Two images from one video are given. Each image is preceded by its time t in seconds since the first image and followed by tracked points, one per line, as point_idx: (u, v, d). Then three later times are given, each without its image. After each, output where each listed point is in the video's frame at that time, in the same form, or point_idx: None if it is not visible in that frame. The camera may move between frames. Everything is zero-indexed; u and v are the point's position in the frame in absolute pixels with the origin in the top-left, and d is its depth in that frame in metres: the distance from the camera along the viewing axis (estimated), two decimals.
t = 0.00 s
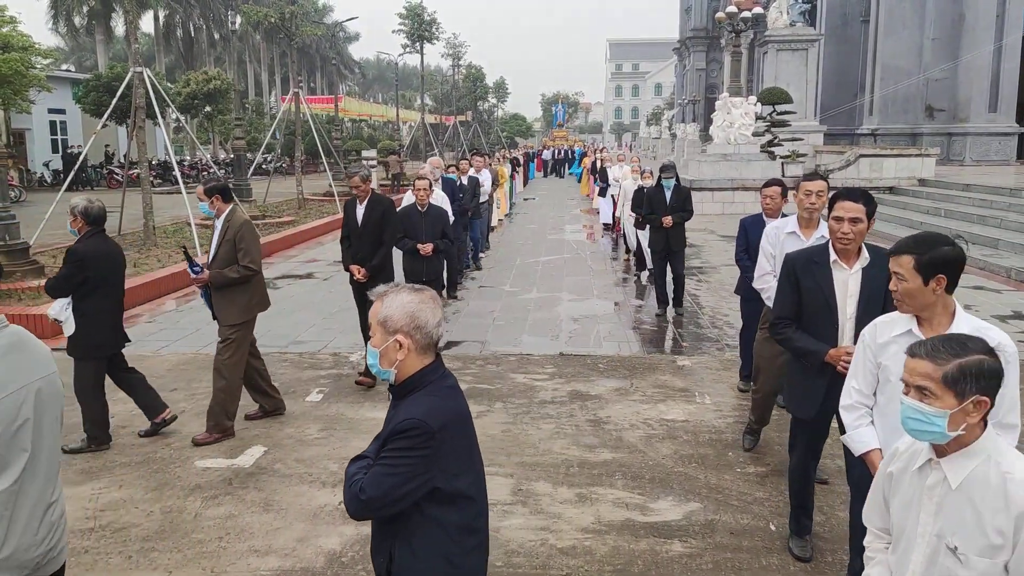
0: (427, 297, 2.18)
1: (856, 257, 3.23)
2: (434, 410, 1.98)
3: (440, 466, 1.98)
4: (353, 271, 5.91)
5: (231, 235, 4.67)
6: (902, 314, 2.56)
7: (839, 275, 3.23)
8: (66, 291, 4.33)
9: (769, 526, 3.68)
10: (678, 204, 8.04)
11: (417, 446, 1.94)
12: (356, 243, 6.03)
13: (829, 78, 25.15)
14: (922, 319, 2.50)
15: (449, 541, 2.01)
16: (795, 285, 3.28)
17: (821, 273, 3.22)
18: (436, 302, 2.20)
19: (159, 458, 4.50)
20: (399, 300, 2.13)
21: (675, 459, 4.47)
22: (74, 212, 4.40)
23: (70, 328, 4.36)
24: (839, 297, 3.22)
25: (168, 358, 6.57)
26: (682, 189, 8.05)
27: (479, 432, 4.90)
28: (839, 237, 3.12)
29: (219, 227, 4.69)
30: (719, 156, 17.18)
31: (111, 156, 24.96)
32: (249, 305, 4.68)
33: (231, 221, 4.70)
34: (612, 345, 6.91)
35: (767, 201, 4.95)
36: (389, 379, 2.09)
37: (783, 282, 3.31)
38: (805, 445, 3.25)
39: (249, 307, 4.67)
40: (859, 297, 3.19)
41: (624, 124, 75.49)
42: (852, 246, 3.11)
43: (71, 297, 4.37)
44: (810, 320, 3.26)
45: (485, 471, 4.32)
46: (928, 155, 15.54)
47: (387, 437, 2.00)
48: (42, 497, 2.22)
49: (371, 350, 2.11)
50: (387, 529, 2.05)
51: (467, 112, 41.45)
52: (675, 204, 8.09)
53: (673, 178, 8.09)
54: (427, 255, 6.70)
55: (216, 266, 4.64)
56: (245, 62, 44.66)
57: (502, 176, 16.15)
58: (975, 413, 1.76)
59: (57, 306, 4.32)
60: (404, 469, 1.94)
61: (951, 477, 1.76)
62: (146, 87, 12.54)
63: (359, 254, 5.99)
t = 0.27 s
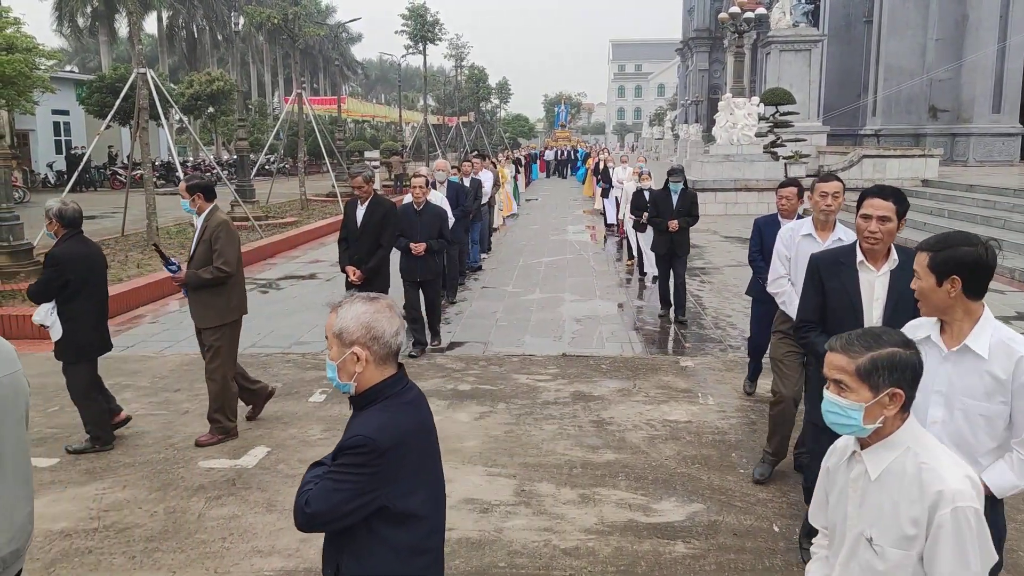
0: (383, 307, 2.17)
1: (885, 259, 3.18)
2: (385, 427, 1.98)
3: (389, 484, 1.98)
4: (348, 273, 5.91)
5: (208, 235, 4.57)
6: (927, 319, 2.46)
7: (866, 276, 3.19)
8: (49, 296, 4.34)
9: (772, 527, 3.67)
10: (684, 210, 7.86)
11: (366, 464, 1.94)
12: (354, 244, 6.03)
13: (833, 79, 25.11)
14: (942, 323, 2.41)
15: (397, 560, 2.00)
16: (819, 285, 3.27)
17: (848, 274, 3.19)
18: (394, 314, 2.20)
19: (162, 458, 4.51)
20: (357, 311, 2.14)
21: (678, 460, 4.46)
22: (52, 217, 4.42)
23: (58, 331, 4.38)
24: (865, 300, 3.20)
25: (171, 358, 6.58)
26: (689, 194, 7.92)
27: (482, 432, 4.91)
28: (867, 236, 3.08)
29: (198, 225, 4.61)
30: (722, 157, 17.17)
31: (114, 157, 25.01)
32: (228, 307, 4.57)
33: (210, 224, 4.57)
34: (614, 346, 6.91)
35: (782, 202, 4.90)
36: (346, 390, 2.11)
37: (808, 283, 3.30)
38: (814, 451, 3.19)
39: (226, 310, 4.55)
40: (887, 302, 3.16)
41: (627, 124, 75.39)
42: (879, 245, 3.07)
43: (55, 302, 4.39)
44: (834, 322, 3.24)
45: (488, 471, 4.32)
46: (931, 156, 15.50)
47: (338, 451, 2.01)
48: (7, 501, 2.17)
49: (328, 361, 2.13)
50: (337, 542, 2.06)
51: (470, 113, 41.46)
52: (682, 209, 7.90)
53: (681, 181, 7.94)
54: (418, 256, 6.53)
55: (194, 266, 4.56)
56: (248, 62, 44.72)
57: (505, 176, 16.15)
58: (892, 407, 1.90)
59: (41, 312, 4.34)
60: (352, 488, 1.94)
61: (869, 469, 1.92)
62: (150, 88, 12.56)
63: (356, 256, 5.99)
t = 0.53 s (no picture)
0: (337, 313, 2.21)
1: (898, 267, 3.05)
2: (336, 435, 1.98)
3: (341, 491, 1.98)
4: (347, 275, 5.79)
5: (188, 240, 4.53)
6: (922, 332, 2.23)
7: (879, 284, 3.04)
8: (35, 298, 4.33)
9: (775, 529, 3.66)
10: (693, 211, 7.75)
11: (318, 471, 1.94)
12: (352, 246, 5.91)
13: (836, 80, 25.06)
14: (933, 338, 2.18)
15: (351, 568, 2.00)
16: (831, 293, 3.14)
17: (862, 280, 3.05)
18: (348, 318, 2.23)
19: (163, 459, 4.51)
20: (312, 317, 2.16)
21: (681, 461, 4.46)
22: (36, 220, 4.41)
23: (45, 334, 4.37)
24: (877, 310, 3.05)
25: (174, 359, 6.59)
26: (698, 196, 7.82)
27: (484, 434, 4.90)
28: (877, 245, 2.94)
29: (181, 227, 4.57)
30: (725, 158, 17.16)
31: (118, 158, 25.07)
32: (212, 311, 4.55)
33: (191, 226, 4.51)
34: (617, 347, 6.90)
35: (793, 206, 4.86)
36: (302, 396, 2.14)
37: (819, 294, 3.18)
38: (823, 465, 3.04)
39: (209, 315, 4.54)
40: (900, 312, 3.00)
41: (630, 125, 75.40)
42: (890, 254, 2.92)
43: (41, 304, 4.38)
44: (852, 333, 3.09)
45: (490, 473, 4.32)
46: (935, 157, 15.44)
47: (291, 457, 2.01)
48: None
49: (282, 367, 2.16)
50: (294, 550, 2.05)
51: (473, 114, 41.50)
52: (690, 210, 7.80)
53: (690, 183, 7.82)
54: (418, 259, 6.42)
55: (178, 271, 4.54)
56: (251, 64, 44.80)
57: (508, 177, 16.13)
58: (825, 415, 1.88)
59: (26, 314, 4.33)
60: (303, 495, 1.93)
61: (805, 474, 1.90)
62: (153, 90, 12.59)
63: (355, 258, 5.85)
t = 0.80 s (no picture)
0: (314, 314, 2.25)
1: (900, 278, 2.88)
2: (303, 433, 1.99)
3: (307, 490, 1.98)
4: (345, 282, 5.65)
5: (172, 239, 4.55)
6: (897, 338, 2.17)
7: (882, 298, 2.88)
8: (14, 290, 4.35)
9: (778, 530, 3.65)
10: (700, 211, 7.68)
11: (286, 469, 1.95)
12: (348, 252, 5.77)
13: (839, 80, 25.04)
14: (908, 343, 2.12)
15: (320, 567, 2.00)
16: (835, 310, 2.96)
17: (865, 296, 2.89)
18: (323, 321, 2.28)
19: (168, 459, 4.51)
20: (288, 317, 2.20)
21: (684, 462, 4.45)
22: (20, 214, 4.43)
23: (19, 326, 4.38)
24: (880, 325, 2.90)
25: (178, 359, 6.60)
26: (705, 196, 7.75)
27: (486, 434, 4.90)
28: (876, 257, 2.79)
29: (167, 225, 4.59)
30: (729, 159, 17.17)
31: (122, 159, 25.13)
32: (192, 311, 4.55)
33: (176, 227, 4.54)
34: (620, 347, 6.90)
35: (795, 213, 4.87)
36: (272, 394, 2.17)
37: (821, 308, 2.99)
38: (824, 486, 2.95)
39: (187, 317, 4.53)
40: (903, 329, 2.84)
41: (633, 126, 75.42)
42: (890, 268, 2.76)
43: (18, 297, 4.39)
44: (856, 354, 2.93)
45: (493, 473, 4.32)
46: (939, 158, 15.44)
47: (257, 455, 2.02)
48: None
49: (254, 365, 2.18)
50: (260, 548, 2.05)
51: (477, 114, 41.53)
52: (697, 211, 7.72)
53: (697, 184, 7.76)
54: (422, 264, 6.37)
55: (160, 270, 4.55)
56: (255, 64, 44.90)
57: (511, 176, 16.13)
58: (751, 424, 1.88)
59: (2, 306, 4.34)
60: (270, 493, 1.94)
61: (731, 479, 1.89)
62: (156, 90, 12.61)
63: (352, 265, 5.73)
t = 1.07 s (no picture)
0: (292, 306, 2.27)
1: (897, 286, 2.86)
2: (277, 420, 2.00)
3: (280, 476, 1.99)
4: (336, 288, 5.47)
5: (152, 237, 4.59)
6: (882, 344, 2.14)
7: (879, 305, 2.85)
8: None
9: (779, 531, 3.65)
10: (703, 214, 7.67)
11: (260, 455, 1.96)
12: (337, 256, 5.60)
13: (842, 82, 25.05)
14: (890, 348, 2.11)
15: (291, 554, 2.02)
16: (833, 321, 2.93)
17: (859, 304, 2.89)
18: (301, 314, 2.28)
19: (170, 459, 4.52)
20: (266, 307, 2.20)
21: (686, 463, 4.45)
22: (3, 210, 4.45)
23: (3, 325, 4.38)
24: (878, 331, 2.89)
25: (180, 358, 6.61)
26: (708, 200, 7.74)
27: (488, 434, 4.90)
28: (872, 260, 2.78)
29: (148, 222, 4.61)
30: (732, 160, 17.18)
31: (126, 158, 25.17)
32: (168, 309, 4.55)
33: (156, 223, 4.57)
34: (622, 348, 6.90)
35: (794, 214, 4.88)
36: (245, 385, 2.16)
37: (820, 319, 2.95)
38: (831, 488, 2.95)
39: (163, 313, 4.53)
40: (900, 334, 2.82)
41: (636, 126, 75.43)
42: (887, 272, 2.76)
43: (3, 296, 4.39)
44: (854, 361, 2.92)
45: (495, 473, 4.32)
46: (942, 159, 15.45)
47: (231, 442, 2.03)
48: None
49: (228, 353, 2.17)
50: (230, 537, 2.05)
51: (479, 115, 41.55)
52: (700, 214, 7.71)
53: (698, 187, 7.80)
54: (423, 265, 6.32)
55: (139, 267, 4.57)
56: (257, 65, 44.98)
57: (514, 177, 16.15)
58: (668, 414, 1.96)
59: None
60: (243, 479, 1.95)
61: (652, 468, 1.98)
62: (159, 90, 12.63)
63: (342, 269, 5.58)
